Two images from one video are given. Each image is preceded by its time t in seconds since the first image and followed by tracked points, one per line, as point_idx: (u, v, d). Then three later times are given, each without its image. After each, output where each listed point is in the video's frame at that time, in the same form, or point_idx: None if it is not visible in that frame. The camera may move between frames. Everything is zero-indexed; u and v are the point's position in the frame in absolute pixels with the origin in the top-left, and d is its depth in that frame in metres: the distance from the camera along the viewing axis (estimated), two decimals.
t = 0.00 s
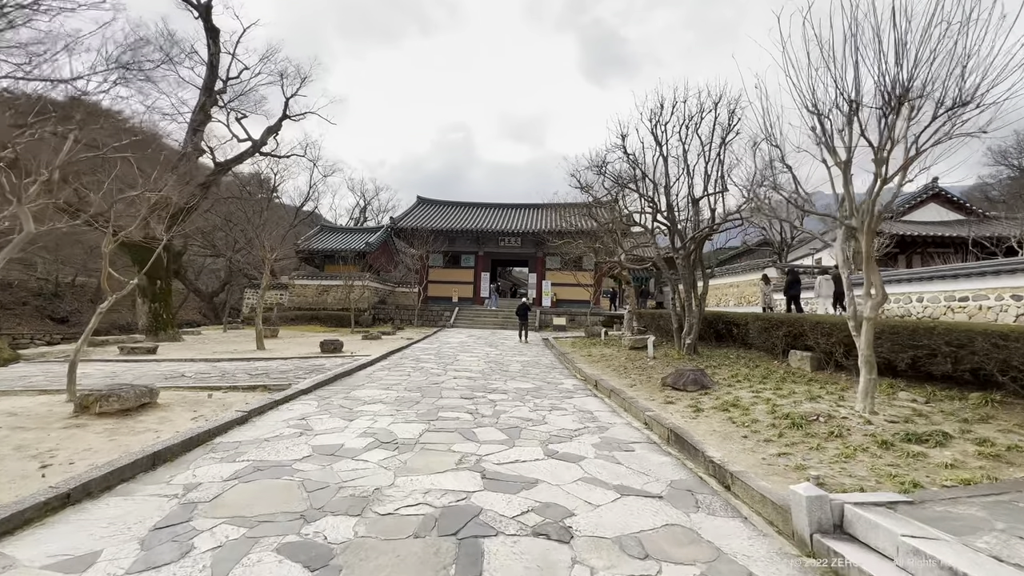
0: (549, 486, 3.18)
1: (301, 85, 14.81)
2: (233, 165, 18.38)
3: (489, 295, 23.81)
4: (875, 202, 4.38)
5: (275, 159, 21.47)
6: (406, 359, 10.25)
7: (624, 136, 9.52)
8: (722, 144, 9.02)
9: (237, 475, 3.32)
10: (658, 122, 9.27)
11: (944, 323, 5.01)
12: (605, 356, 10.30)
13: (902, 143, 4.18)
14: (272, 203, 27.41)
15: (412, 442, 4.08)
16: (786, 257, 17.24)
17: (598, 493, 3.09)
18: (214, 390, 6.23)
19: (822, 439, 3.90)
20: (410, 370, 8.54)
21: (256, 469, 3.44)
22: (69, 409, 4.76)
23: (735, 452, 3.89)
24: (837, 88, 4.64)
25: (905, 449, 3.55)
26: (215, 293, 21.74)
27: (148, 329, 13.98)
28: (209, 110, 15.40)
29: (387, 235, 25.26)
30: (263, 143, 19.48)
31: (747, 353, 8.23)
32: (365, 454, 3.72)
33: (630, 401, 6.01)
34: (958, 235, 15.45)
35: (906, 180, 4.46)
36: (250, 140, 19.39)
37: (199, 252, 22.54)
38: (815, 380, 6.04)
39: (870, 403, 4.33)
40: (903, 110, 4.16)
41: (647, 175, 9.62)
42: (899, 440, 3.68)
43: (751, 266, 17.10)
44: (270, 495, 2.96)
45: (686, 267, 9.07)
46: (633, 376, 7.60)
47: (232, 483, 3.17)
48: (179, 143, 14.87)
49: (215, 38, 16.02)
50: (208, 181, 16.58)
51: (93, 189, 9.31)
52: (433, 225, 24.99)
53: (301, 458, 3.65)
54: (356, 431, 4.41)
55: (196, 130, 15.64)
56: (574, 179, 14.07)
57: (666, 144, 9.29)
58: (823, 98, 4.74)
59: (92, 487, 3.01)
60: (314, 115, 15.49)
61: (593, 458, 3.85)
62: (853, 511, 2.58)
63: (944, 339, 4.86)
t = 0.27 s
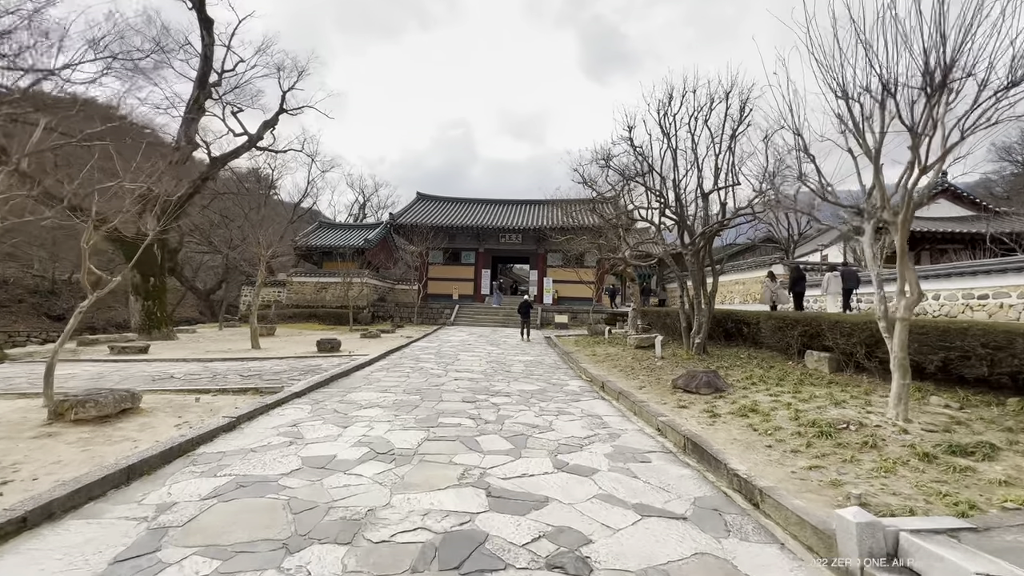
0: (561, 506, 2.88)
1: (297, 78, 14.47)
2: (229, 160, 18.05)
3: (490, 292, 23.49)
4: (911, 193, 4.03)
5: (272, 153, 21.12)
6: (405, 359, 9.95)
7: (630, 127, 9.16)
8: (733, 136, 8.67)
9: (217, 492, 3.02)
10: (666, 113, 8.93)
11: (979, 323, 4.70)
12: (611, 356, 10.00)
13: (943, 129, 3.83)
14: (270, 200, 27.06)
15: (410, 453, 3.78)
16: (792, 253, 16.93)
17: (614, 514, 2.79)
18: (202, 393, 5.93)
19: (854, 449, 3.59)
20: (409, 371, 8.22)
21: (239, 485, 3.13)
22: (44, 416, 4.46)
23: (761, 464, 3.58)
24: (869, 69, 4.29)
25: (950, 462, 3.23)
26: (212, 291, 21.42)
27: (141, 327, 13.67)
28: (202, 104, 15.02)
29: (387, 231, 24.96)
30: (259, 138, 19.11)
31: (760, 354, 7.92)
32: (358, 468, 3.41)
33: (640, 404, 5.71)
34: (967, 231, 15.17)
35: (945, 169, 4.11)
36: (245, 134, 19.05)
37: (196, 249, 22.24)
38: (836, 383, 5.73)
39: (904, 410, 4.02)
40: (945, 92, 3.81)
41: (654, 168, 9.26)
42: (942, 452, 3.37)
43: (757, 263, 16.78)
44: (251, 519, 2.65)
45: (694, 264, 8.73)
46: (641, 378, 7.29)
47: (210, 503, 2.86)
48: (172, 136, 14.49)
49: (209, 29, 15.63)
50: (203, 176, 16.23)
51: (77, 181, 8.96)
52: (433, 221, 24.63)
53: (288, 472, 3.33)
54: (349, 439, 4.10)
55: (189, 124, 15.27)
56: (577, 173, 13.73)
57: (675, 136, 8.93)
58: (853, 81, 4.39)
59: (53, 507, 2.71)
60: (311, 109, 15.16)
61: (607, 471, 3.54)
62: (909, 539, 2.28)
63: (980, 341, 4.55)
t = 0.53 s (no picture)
0: (575, 523, 2.57)
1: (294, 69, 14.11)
2: (225, 154, 17.70)
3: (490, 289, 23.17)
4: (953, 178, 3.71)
5: (270, 147, 20.77)
6: (404, 357, 9.62)
7: (637, 116, 8.83)
8: (744, 125, 8.35)
9: (193, 507, 2.72)
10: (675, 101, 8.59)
11: (1018, 320, 4.38)
12: (616, 354, 9.69)
13: (992, 106, 3.50)
14: (268, 195, 26.71)
15: (407, 460, 3.47)
16: (799, 249, 16.60)
17: (636, 533, 2.48)
18: (190, 393, 5.62)
19: (893, 456, 3.29)
20: (408, 370, 7.90)
21: (218, 498, 2.83)
22: (14, 419, 4.15)
23: (791, 473, 3.27)
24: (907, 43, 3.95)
25: (1004, 472, 2.92)
26: (208, 287, 21.11)
27: (133, 324, 13.34)
28: (196, 95, 14.64)
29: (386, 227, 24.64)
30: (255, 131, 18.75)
31: (772, 352, 7.61)
32: (350, 479, 3.10)
33: (651, 406, 5.40)
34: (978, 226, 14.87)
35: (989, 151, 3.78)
36: (241, 128, 18.69)
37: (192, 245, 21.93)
38: (859, 383, 5.43)
39: (944, 414, 3.71)
40: (995, 66, 3.48)
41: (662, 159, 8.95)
42: (993, 461, 3.06)
43: (763, 259, 16.45)
44: (227, 539, 2.34)
45: (704, 258, 8.41)
46: (651, 377, 7.00)
47: (184, 520, 2.56)
48: (165, 129, 14.08)
49: (203, 19, 15.24)
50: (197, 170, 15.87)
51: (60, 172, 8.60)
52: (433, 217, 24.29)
53: (272, 483, 3.03)
54: (342, 445, 3.80)
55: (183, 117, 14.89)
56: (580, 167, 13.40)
57: (683, 125, 8.61)
58: (887, 56, 4.06)
59: (4, 525, 2.39)
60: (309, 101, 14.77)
61: (622, 481, 3.24)
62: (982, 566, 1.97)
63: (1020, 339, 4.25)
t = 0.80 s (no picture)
0: (592, 554, 2.26)
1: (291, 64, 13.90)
2: (220, 149, 17.38)
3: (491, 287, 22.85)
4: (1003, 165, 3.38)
5: (266, 143, 20.43)
6: (402, 357, 9.31)
7: (645, 107, 8.46)
8: (755, 118, 8.00)
9: (159, 534, 2.40)
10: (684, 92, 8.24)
11: None
12: (621, 355, 9.39)
13: None
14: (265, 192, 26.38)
15: (403, 476, 3.16)
16: (806, 246, 16.29)
17: (661, 566, 2.18)
18: (173, 398, 5.31)
19: (939, 472, 2.98)
20: (406, 372, 7.59)
21: (189, 523, 2.51)
22: None
23: (826, 491, 2.96)
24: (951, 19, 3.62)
25: None
26: (203, 286, 20.77)
27: (124, 323, 13.00)
28: (189, 89, 14.27)
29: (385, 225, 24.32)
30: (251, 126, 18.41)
31: (786, 353, 7.30)
32: (339, 500, 2.79)
33: (664, 412, 5.08)
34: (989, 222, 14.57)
35: None
36: (237, 123, 18.34)
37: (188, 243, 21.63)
38: (884, 387, 5.12)
39: (990, 424, 3.39)
40: None
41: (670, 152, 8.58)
42: None
43: (769, 256, 16.13)
44: None
45: (714, 255, 8.04)
46: (660, 380, 6.70)
47: (146, 550, 2.24)
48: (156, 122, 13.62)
49: (197, 12, 14.88)
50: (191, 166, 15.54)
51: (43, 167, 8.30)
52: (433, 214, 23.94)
53: (251, 504, 2.71)
54: (334, 459, 3.47)
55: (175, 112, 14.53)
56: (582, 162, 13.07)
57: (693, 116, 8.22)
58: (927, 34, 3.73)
59: None
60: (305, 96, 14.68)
61: (640, 500, 2.93)
62: None
63: None
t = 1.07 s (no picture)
0: None
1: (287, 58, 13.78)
2: (215, 144, 17.05)
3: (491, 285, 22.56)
4: None
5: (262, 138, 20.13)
6: (401, 357, 9.03)
7: (652, 96, 8.11)
8: (767, 108, 7.68)
9: (116, 562, 2.09)
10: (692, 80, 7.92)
11: None
12: (627, 354, 9.10)
13: None
14: (261, 189, 26.04)
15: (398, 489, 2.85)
16: (812, 243, 15.99)
17: None
18: (156, 401, 5.02)
19: (993, 486, 2.68)
20: (404, 372, 7.30)
21: (153, 547, 2.20)
22: None
23: (869, 507, 2.66)
24: None
25: None
26: (198, 284, 20.45)
27: (116, 322, 12.69)
28: (181, 82, 13.93)
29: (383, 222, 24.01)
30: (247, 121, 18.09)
31: (801, 352, 7.00)
32: (326, 519, 2.49)
33: (677, 415, 4.79)
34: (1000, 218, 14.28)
35: None
36: (232, 118, 18.03)
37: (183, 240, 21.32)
38: (911, 388, 4.83)
39: None
40: None
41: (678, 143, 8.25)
42: None
43: (776, 254, 15.84)
44: None
45: (724, 250, 7.72)
46: (670, 380, 6.41)
47: None
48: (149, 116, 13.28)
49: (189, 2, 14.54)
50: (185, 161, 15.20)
51: (32, 162, 8.07)
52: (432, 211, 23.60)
53: (226, 525, 2.41)
54: (323, 470, 3.17)
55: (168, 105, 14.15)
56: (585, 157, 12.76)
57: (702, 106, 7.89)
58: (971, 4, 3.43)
59: None
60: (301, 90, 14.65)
61: (662, 517, 2.63)
62: None
63: None
